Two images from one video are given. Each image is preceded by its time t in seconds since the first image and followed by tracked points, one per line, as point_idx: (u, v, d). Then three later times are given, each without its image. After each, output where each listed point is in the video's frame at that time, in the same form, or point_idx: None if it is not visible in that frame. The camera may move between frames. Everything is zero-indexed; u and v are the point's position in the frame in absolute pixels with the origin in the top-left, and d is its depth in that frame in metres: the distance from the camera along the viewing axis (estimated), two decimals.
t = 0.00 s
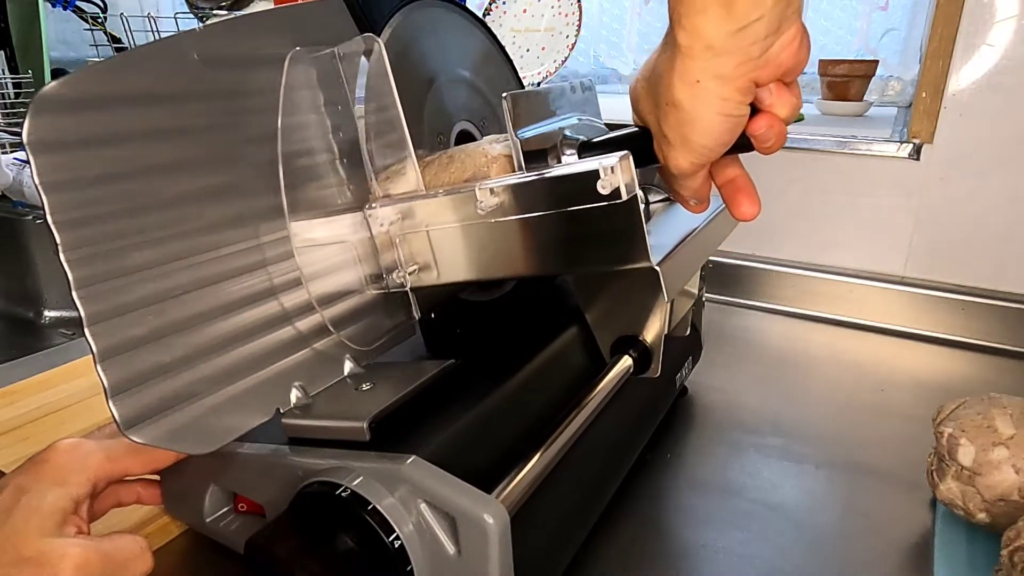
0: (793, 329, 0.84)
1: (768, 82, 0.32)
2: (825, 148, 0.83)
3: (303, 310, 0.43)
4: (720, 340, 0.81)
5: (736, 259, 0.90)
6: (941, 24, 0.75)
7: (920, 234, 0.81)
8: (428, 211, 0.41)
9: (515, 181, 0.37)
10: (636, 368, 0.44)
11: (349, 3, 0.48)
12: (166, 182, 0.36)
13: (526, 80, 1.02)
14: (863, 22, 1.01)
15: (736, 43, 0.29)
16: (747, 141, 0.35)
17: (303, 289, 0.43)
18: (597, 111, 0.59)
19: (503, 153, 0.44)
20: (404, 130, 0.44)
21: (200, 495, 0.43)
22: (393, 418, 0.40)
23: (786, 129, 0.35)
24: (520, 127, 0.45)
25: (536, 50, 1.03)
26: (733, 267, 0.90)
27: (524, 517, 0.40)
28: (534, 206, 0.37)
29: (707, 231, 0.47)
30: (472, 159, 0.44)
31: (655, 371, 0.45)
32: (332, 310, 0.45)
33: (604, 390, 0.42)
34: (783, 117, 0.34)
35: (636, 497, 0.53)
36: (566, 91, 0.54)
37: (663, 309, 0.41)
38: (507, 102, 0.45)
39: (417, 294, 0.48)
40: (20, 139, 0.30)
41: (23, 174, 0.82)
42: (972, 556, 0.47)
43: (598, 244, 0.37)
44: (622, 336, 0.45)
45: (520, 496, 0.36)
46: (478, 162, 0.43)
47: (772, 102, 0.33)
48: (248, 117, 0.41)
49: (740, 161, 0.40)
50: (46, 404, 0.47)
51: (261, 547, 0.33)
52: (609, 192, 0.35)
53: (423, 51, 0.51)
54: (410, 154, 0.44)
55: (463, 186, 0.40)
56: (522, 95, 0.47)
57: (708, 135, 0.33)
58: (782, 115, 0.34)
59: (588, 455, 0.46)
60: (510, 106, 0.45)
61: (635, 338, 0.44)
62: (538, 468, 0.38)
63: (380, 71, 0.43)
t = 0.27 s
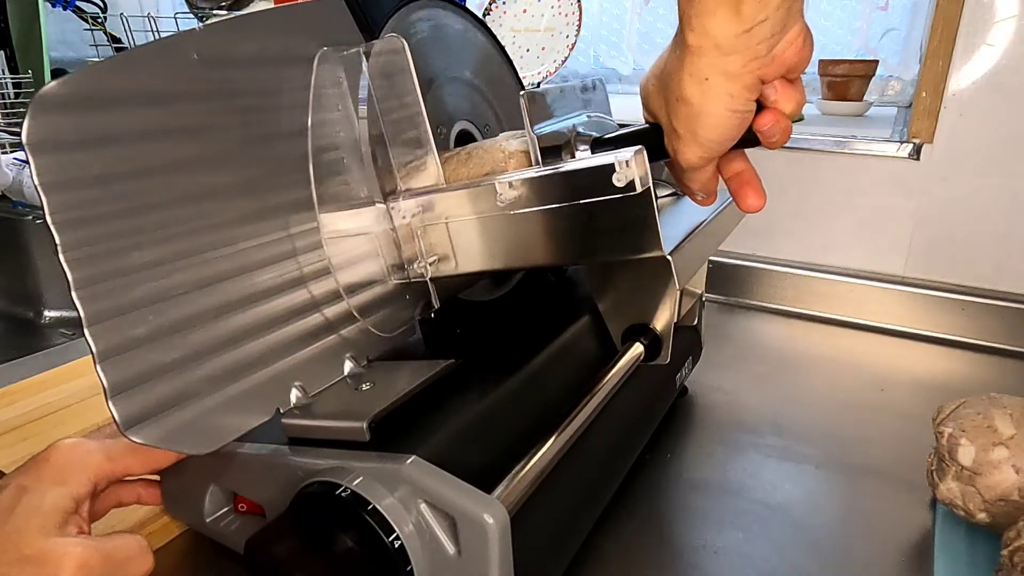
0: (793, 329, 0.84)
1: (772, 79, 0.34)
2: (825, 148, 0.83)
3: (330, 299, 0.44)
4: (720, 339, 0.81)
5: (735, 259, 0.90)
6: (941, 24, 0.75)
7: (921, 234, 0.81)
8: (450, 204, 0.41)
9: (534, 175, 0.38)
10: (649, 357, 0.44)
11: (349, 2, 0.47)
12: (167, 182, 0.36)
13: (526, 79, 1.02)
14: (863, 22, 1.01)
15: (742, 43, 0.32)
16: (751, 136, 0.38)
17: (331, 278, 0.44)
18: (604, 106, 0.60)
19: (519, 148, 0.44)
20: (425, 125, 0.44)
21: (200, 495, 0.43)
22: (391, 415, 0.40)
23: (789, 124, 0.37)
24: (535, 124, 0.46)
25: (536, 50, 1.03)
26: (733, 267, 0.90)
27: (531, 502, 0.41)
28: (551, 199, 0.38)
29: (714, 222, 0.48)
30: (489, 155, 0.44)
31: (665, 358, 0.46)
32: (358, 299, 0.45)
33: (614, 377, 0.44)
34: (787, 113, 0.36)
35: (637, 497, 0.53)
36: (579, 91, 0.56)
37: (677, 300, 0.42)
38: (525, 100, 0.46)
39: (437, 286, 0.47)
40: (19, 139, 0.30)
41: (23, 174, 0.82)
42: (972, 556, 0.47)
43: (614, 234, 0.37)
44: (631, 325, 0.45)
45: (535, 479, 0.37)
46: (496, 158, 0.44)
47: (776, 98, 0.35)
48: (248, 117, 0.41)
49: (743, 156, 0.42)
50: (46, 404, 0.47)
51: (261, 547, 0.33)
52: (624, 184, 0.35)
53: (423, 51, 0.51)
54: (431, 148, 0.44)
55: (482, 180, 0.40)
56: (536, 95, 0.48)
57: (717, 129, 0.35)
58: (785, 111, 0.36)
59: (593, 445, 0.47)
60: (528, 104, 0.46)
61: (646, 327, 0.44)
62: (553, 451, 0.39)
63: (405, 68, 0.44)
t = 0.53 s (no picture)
0: (794, 329, 0.84)
1: (783, 77, 0.35)
2: (825, 147, 0.83)
3: (357, 287, 0.46)
4: (721, 339, 0.81)
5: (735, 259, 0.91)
6: (941, 24, 0.75)
7: (921, 234, 0.81)
8: (468, 196, 0.43)
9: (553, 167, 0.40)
10: (658, 343, 0.46)
11: (350, 4, 0.48)
12: (166, 182, 0.36)
13: (526, 80, 1.02)
14: (863, 22, 1.01)
15: (753, 46, 0.32)
16: (762, 132, 0.38)
17: (357, 267, 0.46)
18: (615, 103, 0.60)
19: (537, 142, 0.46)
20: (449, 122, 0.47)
21: (200, 495, 0.43)
22: (391, 417, 0.40)
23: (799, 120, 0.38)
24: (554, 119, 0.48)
25: (536, 50, 1.03)
26: (734, 267, 0.90)
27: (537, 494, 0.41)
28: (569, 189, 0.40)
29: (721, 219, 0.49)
30: (507, 149, 0.46)
31: (673, 345, 0.47)
32: (384, 287, 0.48)
33: (623, 367, 0.45)
34: (797, 111, 0.37)
35: (637, 497, 0.53)
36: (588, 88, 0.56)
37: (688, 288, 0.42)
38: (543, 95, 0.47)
39: (454, 274, 0.49)
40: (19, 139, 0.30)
41: (23, 174, 0.81)
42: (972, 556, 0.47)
43: (626, 224, 0.39)
44: (641, 314, 0.47)
45: (543, 466, 0.38)
46: (514, 152, 0.46)
47: (787, 97, 0.36)
48: (248, 116, 0.41)
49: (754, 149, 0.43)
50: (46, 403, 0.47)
51: (262, 547, 0.33)
52: (639, 176, 0.37)
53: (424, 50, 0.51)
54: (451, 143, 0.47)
55: (501, 172, 0.42)
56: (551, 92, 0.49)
57: (727, 127, 0.36)
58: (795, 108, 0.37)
59: (598, 439, 0.48)
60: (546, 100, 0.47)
61: (655, 315, 0.46)
62: (562, 439, 0.40)
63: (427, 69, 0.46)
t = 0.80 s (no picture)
0: (794, 329, 0.84)
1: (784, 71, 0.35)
2: (825, 147, 0.83)
3: (366, 283, 0.47)
4: (721, 339, 0.81)
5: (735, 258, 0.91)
6: (941, 24, 0.75)
7: (921, 234, 0.81)
8: (473, 194, 0.43)
9: (560, 166, 0.40)
10: (661, 340, 0.46)
11: (349, 2, 0.48)
12: (166, 181, 0.36)
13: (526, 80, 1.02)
14: (863, 22, 1.01)
15: (753, 37, 0.33)
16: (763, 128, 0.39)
17: (366, 263, 0.47)
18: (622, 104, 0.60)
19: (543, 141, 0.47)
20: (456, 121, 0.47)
21: (199, 495, 0.43)
22: (391, 417, 0.40)
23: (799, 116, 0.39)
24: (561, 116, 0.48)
25: (536, 50, 1.03)
26: (734, 267, 0.90)
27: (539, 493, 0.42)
28: (575, 185, 0.40)
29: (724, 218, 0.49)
30: (513, 148, 0.47)
31: (676, 342, 0.47)
32: (390, 284, 0.48)
33: (626, 365, 0.45)
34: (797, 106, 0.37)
35: (637, 497, 0.53)
36: (595, 86, 0.56)
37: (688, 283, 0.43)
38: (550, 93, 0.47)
39: (461, 271, 0.49)
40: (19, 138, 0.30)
41: (23, 174, 0.81)
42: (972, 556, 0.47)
43: (631, 221, 0.39)
44: (645, 310, 0.47)
45: (546, 463, 0.38)
46: (520, 151, 0.46)
47: (789, 92, 0.36)
48: (248, 116, 0.41)
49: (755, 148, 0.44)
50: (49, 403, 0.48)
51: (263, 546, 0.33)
52: (645, 174, 0.37)
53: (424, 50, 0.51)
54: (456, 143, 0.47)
55: (506, 170, 0.42)
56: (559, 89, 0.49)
57: (729, 119, 0.36)
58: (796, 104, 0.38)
59: (600, 437, 0.48)
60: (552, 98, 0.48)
61: (658, 312, 0.46)
62: (565, 435, 0.40)
63: (435, 70, 0.47)
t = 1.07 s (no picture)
0: (794, 329, 0.84)
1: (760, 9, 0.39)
2: (825, 148, 0.83)
3: (365, 283, 0.47)
4: (721, 339, 0.81)
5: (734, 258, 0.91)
6: (941, 24, 0.75)
7: (921, 235, 0.81)
8: (473, 194, 0.43)
9: (560, 165, 0.40)
10: (661, 340, 0.46)
11: (349, 2, 0.48)
12: (165, 181, 0.36)
13: (526, 80, 1.02)
14: (863, 22, 1.01)
15: None
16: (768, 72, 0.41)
17: (366, 263, 0.47)
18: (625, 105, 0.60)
19: (544, 141, 0.47)
20: (456, 121, 0.47)
21: (200, 495, 0.43)
22: (392, 417, 0.40)
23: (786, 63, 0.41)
24: (563, 117, 0.48)
25: (536, 51, 1.03)
26: (734, 267, 0.90)
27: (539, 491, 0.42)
28: (575, 185, 0.40)
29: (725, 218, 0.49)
30: (514, 147, 0.47)
31: (676, 341, 0.47)
32: (390, 284, 0.48)
33: (626, 364, 0.45)
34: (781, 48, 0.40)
35: (637, 497, 0.53)
36: (598, 86, 0.56)
37: (688, 283, 0.43)
38: (551, 91, 0.47)
39: (461, 270, 0.49)
40: (19, 139, 0.30)
41: (24, 174, 0.81)
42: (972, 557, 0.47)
43: (632, 221, 0.39)
44: (645, 310, 0.47)
45: (547, 462, 0.38)
46: (521, 151, 0.46)
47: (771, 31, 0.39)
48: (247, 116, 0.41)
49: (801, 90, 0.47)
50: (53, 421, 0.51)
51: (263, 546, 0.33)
52: (646, 174, 0.37)
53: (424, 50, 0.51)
54: (456, 142, 0.47)
55: (506, 171, 0.42)
56: (560, 90, 0.49)
57: (707, 53, 0.39)
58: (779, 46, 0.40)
59: (600, 437, 0.48)
60: (555, 97, 0.47)
61: (658, 312, 0.46)
62: (566, 435, 0.40)
63: (436, 70, 0.47)
